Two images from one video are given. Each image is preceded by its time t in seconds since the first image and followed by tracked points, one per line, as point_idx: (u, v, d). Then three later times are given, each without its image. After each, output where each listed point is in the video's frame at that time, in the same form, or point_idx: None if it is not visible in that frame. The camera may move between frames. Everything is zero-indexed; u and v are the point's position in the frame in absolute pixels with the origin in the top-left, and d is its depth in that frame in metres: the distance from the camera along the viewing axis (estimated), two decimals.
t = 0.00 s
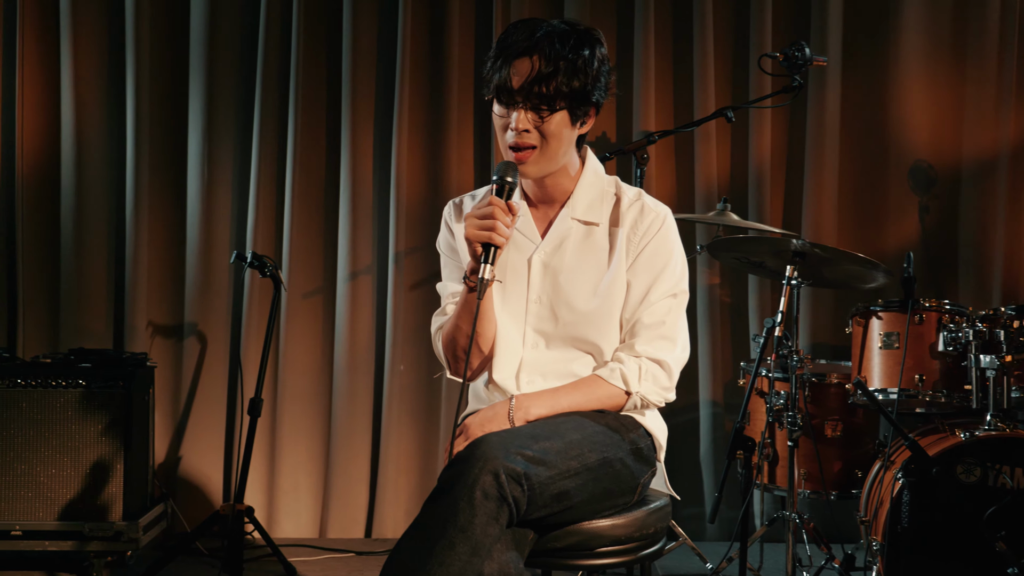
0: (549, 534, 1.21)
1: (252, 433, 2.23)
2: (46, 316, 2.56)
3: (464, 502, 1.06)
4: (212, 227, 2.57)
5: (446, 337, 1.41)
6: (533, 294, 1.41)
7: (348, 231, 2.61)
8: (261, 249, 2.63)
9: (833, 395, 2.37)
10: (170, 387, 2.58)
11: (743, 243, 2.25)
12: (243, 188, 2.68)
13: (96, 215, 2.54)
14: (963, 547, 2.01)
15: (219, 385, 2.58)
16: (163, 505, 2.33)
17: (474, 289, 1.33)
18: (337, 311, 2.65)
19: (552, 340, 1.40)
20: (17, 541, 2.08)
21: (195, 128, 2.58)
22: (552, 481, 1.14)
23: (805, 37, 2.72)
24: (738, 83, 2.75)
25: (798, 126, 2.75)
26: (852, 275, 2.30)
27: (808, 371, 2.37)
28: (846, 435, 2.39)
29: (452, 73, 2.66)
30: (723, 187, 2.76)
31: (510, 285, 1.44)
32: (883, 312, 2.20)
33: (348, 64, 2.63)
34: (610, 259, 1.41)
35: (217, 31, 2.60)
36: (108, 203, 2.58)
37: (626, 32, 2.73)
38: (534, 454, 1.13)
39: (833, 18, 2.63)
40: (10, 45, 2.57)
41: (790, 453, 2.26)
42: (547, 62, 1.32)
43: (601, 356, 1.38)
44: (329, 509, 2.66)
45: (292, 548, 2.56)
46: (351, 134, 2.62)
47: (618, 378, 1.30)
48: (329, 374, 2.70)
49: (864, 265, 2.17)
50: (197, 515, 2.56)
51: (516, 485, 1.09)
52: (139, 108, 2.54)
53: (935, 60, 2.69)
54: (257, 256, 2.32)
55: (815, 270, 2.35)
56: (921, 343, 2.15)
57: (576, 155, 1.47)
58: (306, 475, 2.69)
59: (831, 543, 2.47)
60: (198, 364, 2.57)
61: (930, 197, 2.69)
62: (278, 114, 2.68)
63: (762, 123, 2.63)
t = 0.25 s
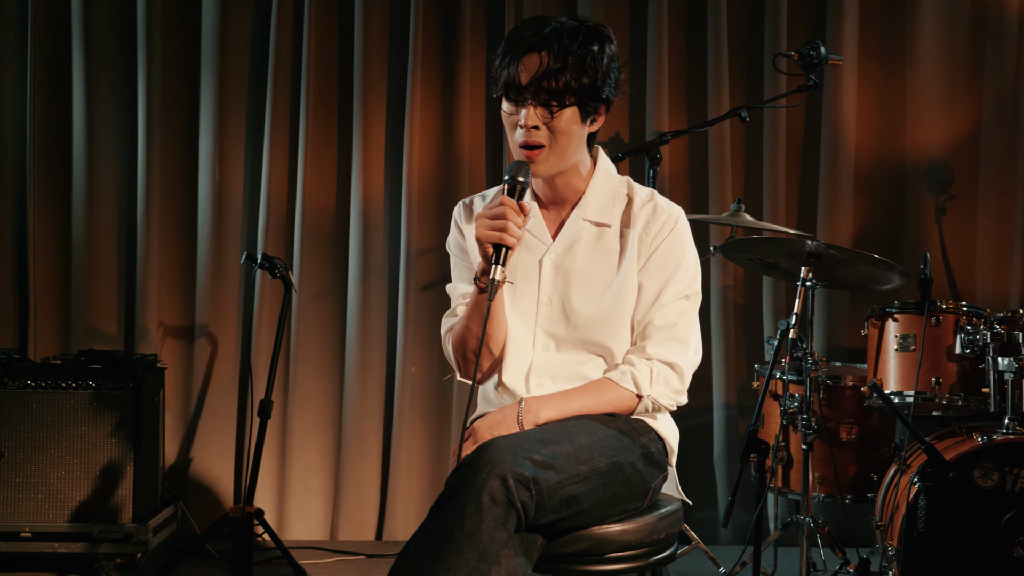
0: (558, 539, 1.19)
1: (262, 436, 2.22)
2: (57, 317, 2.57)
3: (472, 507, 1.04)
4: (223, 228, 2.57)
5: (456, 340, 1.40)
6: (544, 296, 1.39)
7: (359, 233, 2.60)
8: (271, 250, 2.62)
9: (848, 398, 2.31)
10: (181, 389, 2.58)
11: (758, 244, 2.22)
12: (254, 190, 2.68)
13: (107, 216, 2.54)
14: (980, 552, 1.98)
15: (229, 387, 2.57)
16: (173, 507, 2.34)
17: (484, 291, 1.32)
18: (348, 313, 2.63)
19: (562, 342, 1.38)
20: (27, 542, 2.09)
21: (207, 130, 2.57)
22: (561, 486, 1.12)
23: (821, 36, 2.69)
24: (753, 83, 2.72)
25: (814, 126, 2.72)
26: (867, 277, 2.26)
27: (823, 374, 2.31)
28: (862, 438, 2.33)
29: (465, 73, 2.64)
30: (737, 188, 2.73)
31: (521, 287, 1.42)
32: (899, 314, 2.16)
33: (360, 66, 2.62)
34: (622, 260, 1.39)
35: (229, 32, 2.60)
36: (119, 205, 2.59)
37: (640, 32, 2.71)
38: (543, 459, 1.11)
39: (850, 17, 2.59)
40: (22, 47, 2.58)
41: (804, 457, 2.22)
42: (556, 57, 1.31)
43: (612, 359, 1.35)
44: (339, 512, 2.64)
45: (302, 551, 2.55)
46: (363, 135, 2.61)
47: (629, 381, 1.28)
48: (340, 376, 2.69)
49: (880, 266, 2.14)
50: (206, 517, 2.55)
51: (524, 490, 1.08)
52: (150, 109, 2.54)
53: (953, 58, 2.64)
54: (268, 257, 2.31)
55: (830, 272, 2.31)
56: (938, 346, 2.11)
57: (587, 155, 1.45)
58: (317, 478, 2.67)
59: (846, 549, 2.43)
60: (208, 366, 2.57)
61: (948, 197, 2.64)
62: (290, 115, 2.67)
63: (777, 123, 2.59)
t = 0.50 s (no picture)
0: (567, 545, 1.18)
1: (270, 439, 2.22)
2: (65, 318, 2.57)
3: (479, 513, 1.02)
4: (231, 229, 2.56)
5: (464, 342, 1.38)
6: (553, 297, 1.37)
7: (368, 234, 2.58)
8: (279, 251, 2.60)
9: (861, 401, 2.27)
10: (189, 390, 2.58)
11: (771, 244, 2.19)
12: (263, 191, 2.66)
13: (115, 217, 2.54)
14: (997, 557, 1.95)
15: (237, 388, 2.56)
16: (180, 509, 2.33)
17: (493, 292, 1.30)
18: (357, 314, 2.62)
19: (572, 344, 1.36)
20: (34, 544, 2.09)
21: (215, 130, 2.56)
22: (570, 491, 1.10)
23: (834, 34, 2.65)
24: (765, 82, 2.69)
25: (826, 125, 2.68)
26: (882, 278, 2.23)
27: (836, 376, 2.27)
28: (875, 441, 2.29)
29: (474, 72, 2.62)
30: (749, 188, 2.69)
31: (530, 289, 1.40)
32: (913, 316, 2.12)
33: (368, 66, 2.60)
34: (632, 261, 1.37)
35: (237, 33, 2.59)
36: (127, 206, 2.58)
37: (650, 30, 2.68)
38: (552, 464, 1.09)
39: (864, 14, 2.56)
40: (30, 48, 2.58)
41: (817, 460, 2.18)
42: (567, 54, 1.29)
43: (623, 361, 1.33)
44: (347, 515, 2.63)
45: (310, 553, 2.53)
46: (372, 135, 2.60)
47: (639, 384, 1.26)
48: (348, 377, 2.67)
49: (895, 267, 2.10)
50: (214, 519, 2.55)
51: (533, 495, 1.06)
52: (158, 110, 2.53)
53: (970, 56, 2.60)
54: (275, 258, 2.30)
55: (843, 273, 2.28)
56: (954, 347, 2.08)
57: (597, 154, 1.43)
58: (325, 480, 2.66)
59: (860, 554, 2.39)
60: (216, 367, 2.56)
61: (962, 196, 2.60)
62: (298, 115, 2.66)
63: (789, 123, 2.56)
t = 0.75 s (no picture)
0: (577, 551, 1.16)
1: (275, 441, 2.20)
2: (71, 319, 2.56)
3: (487, 519, 1.01)
4: (237, 230, 2.55)
5: (471, 344, 1.36)
6: (561, 299, 1.35)
7: (374, 234, 2.57)
8: (285, 252, 2.59)
9: (872, 403, 2.24)
10: (195, 392, 2.57)
11: (781, 244, 2.17)
12: (269, 192, 2.65)
13: (120, 218, 2.53)
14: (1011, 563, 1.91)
15: (243, 390, 2.55)
16: (185, 511, 2.33)
17: (501, 294, 1.28)
18: (363, 315, 2.60)
19: (581, 346, 1.34)
20: (38, 546, 2.08)
21: (221, 130, 2.55)
22: (580, 496, 1.08)
23: (845, 33, 2.62)
24: (775, 81, 2.66)
25: (837, 125, 2.65)
26: (893, 279, 2.20)
27: (847, 378, 2.24)
28: (887, 444, 2.25)
29: (481, 72, 2.60)
30: (758, 188, 2.67)
31: (538, 290, 1.38)
32: (926, 317, 2.09)
33: (375, 66, 2.59)
34: (642, 262, 1.35)
35: (243, 33, 2.58)
36: (132, 207, 2.57)
37: (660, 29, 2.66)
38: (561, 469, 1.08)
39: (874, 13, 2.53)
40: (36, 49, 2.57)
41: (828, 464, 2.15)
42: (579, 49, 1.27)
43: (632, 364, 1.31)
44: (354, 517, 2.61)
45: (316, 556, 2.51)
46: (379, 135, 2.58)
47: (649, 387, 1.23)
48: (354, 378, 2.66)
49: (907, 268, 2.07)
50: (219, 521, 2.53)
51: (542, 501, 1.04)
52: (164, 110, 2.52)
53: (982, 54, 2.57)
54: (281, 259, 2.29)
55: (855, 273, 2.25)
56: (966, 349, 2.05)
57: (606, 154, 1.41)
58: (331, 482, 2.65)
59: (871, 558, 2.36)
60: (222, 369, 2.55)
61: (974, 199, 2.56)
62: (305, 115, 2.64)
63: (799, 122, 2.53)
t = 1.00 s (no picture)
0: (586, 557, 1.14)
1: (279, 443, 2.19)
2: (73, 320, 2.55)
3: (496, 525, 0.99)
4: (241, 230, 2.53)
5: (477, 345, 1.34)
6: (570, 300, 1.33)
7: (379, 234, 2.55)
8: (289, 252, 2.57)
9: (881, 405, 2.21)
10: (198, 393, 2.55)
11: (790, 246, 2.15)
12: (272, 192, 2.63)
13: (123, 218, 2.52)
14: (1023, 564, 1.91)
15: (246, 391, 2.53)
16: (189, 513, 2.31)
17: (508, 294, 1.26)
18: (367, 316, 2.58)
19: (590, 348, 1.32)
20: (40, 549, 2.07)
21: (224, 130, 2.54)
22: (589, 502, 1.06)
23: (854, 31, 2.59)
24: (782, 80, 2.63)
25: (844, 124, 2.62)
26: (903, 280, 2.18)
27: (856, 380, 2.21)
28: (896, 447, 2.23)
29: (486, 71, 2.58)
30: (765, 188, 2.64)
31: (546, 290, 1.36)
32: (935, 319, 2.08)
33: (379, 65, 2.57)
34: (652, 264, 1.33)
35: (246, 32, 2.56)
36: (135, 207, 2.56)
37: (666, 28, 2.64)
38: (571, 474, 1.06)
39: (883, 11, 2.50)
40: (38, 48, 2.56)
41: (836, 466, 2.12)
42: (582, 53, 1.25)
43: (642, 368, 1.29)
44: (358, 519, 2.59)
45: (320, 558, 2.50)
46: (383, 135, 2.56)
47: (659, 392, 1.22)
48: (358, 380, 2.64)
49: (917, 270, 2.05)
50: (222, 523, 2.52)
51: (550, 507, 1.03)
52: (167, 110, 2.51)
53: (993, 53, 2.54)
54: (285, 259, 2.27)
55: (864, 275, 2.23)
56: (977, 351, 2.03)
57: (617, 154, 1.39)
58: (335, 483, 2.63)
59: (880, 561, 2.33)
60: (225, 370, 2.53)
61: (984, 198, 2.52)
62: (308, 115, 2.62)
63: (806, 122, 2.51)
